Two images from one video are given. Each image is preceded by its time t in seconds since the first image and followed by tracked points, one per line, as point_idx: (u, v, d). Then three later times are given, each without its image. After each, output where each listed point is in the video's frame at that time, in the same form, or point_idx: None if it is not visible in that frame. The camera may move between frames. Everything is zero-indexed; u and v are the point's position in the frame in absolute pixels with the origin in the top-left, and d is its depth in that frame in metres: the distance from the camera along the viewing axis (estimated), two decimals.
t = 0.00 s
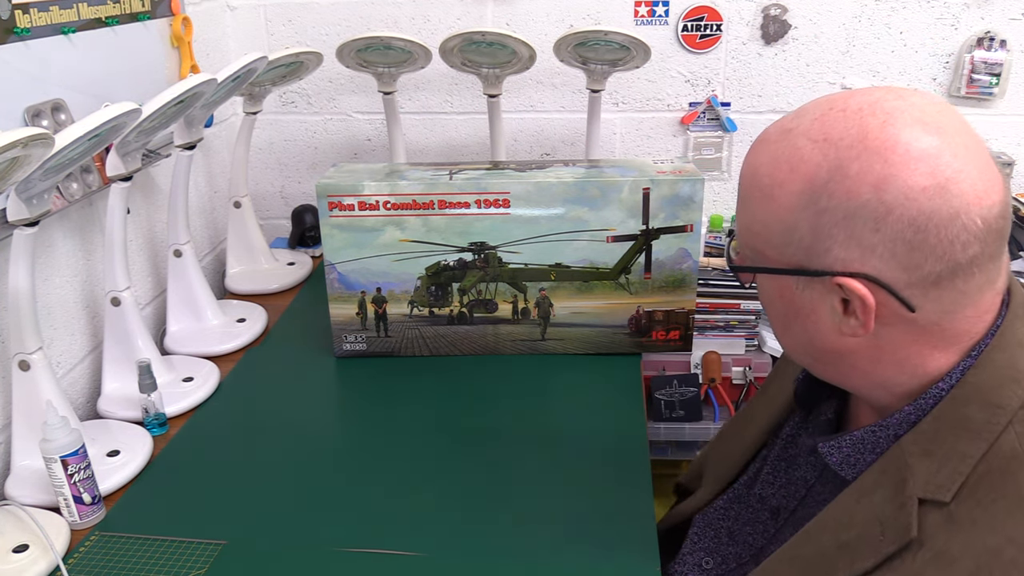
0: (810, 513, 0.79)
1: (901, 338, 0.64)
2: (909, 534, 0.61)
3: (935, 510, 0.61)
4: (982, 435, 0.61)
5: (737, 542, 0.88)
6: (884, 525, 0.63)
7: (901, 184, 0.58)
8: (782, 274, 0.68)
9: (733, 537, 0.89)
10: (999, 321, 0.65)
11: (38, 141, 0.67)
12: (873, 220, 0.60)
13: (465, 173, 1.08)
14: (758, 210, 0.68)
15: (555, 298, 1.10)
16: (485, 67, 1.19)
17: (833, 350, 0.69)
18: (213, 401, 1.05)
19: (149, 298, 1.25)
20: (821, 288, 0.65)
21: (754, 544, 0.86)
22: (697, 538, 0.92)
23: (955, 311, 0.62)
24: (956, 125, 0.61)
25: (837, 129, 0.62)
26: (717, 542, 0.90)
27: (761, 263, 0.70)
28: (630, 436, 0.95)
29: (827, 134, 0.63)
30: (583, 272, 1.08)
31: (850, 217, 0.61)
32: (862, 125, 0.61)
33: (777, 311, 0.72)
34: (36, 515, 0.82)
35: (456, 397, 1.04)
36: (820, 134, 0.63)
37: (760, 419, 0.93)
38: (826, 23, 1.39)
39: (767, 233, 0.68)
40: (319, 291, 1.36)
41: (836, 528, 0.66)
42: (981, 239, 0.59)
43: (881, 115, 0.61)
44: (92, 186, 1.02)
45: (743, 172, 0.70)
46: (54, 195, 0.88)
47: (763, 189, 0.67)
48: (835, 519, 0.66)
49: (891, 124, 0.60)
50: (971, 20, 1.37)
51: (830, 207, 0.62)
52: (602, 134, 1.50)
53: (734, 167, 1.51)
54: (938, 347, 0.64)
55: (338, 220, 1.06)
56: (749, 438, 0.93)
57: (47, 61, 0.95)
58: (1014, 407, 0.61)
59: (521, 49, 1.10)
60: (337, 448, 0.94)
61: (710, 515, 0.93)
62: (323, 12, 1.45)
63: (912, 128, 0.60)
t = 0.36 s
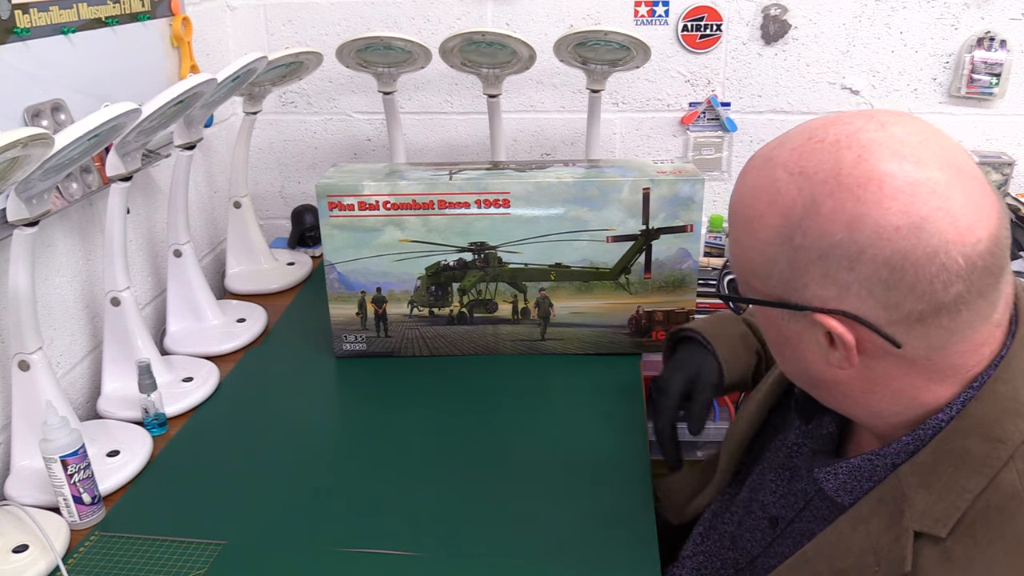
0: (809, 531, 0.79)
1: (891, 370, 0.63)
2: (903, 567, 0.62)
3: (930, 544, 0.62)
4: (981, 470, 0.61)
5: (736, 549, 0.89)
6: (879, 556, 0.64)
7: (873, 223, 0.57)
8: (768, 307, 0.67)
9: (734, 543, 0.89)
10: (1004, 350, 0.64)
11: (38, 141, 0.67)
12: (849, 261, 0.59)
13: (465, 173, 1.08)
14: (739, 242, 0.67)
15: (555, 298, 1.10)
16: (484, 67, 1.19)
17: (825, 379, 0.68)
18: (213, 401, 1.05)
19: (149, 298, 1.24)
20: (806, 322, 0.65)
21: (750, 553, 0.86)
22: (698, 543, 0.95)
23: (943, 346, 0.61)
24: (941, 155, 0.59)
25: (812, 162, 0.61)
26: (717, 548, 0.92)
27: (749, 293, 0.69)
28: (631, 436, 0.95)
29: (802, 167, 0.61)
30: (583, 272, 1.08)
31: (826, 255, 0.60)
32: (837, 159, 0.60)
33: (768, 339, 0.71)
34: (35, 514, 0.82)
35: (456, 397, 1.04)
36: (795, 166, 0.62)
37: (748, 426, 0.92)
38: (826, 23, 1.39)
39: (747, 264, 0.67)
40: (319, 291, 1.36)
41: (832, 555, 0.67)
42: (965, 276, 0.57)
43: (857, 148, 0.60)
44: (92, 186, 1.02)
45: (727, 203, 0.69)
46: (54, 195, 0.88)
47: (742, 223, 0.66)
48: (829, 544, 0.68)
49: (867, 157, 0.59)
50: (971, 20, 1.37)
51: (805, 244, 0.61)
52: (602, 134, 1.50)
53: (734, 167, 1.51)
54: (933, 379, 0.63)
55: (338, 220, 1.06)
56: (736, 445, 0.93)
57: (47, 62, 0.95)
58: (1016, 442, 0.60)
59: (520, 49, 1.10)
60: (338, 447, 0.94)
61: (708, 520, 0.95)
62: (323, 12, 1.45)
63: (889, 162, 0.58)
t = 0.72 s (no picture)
0: (819, 544, 0.79)
1: (911, 390, 0.63)
2: None
3: (948, 557, 0.62)
4: (1000, 482, 0.61)
5: (736, 565, 0.86)
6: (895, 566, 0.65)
7: (904, 242, 0.56)
8: (784, 328, 0.66)
9: (733, 559, 0.87)
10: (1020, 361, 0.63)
11: (38, 141, 0.67)
12: (879, 282, 0.58)
13: (465, 173, 1.08)
14: (755, 262, 0.66)
15: (555, 298, 1.10)
16: (484, 67, 1.19)
17: (841, 399, 0.68)
18: (213, 401, 1.05)
19: (149, 298, 1.25)
20: (825, 343, 0.64)
21: (755, 568, 0.85)
22: (691, 561, 0.89)
23: (968, 363, 0.61)
24: (966, 169, 0.58)
25: (834, 179, 0.60)
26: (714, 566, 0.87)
27: (763, 315, 0.68)
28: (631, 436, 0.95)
29: (825, 185, 0.60)
30: (583, 272, 1.08)
31: (852, 276, 0.59)
32: (862, 175, 0.59)
33: (780, 360, 0.70)
34: (36, 514, 0.82)
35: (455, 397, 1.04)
36: (816, 184, 0.61)
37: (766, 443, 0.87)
38: (826, 23, 1.39)
39: (763, 283, 0.66)
40: (320, 291, 1.36)
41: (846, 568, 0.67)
42: (995, 293, 0.57)
43: (883, 163, 0.58)
44: (92, 186, 1.02)
45: (739, 220, 0.68)
46: (54, 195, 0.88)
47: (761, 243, 0.65)
48: (843, 558, 0.67)
49: (893, 173, 0.58)
50: (971, 20, 1.36)
51: (829, 264, 0.60)
52: (602, 134, 1.50)
53: (734, 167, 1.51)
54: (953, 397, 0.63)
55: (338, 220, 1.06)
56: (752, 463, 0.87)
57: (47, 62, 0.95)
58: None
59: (521, 49, 1.10)
60: (339, 447, 0.94)
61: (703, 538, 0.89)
62: (323, 12, 1.45)
63: (917, 178, 0.57)
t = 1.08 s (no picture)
0: (819, 552, 0.79)
1: (925, 407, 0.63)
2: None
3: (951, 569, 0.62)
4: (1005, 495, 0.61)
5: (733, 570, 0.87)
6: None
7: (936, 265, 0.56)
8: (797, 346, 0.66)
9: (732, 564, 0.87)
10: None
11: (38, 141, 0.67)
12: (908, 304, 0.58)
13: (465, 173, 1.08)
14: (772, 277, 0.65)
15: (556, 298, 1.10)
16: (484, 67, 1.19)
17: (852, 415, 0.68)
18: (212, 401, 1.04)
19: (149, 298, 1.25)
20: (842, 362, 0.64)
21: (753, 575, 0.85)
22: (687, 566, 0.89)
23: (985, 382, 0.61)
24: (994, 187, 0.58)
25: (861, 196, 0.59)
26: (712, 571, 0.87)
27: (774, 331, 0.68)
28: (630, 435, 0.95)
29: (850, 201, 0.59)
30: (583, 272, 1.08)
31: (879, 297, 0.59)
32: (891, 193, 0.58)
33: (791, 376, 0.70)
34: (36, 514, 0.82)
35: (455, 397, 1.04)
36: (841, 200, 0.60)
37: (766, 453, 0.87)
38: (826, 23, 1.39)
39: (779, 299, 0.65)
40: (320, 290, 1.36)
41: None
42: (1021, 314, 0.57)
43: (912, 181, 0.58)
44: (92, 186, 1.02)
45: (751, 231, 0.67)
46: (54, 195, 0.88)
47: (779, 258, 0.64)
48: (844, 565, 0.67)
49: (924, 192, 0.57)
50: (971, 20, 1.37)
51: (855, 285, 0.59)
52: (602, 134, 1.50)
53: (734, 167, 1.51)
54: (964, 411, 0.63)
55: (338, 220, 1.06)
56: (752, 475, 0.87)
57: (47, 61, 0.95)
58: None
59: (521, 49, 1.10)
60: (339, 447, 0.94)
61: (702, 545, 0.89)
62: (323, 12, 1.45)
63: (947, 197, 0.56)
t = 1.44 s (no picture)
0: (815, 550, 0.79)
1: (914, 404, 0.63)
2: None
3: (945, 567, 0.62)
4: (997, 492, 0.61)
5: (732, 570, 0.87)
6: None
7: (919, 261, 0.56)
8: (786, 343, 0.66)
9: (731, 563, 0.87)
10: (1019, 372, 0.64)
11: (38, 141, 0.67)
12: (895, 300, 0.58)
13: (465, 173, 1.08)
14: (760, 276, 0.65)
15: (556, 298, 1.10)
16: (484, 67, 1.19)
17: (843, 413, 0.68)
18: (213, 401, 1.04)
19: (149, 298, 1.25)
20: (831, 358, 0.64)
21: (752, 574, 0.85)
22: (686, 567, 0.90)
23: (974, 377, 0.61)
24: (977, 183, 0.58)
25: (845, 194, 0.59)
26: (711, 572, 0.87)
27: (765, 329, 0.68)
28: (630, 436, 0.95)
29: (835, 200, 0.60)
30: (583, 272, 1.08)
31: (864, 293, 0.59)
32: (874, 191, 0.58)
33: (782, 374, 0.70)
34: (36, 515, 0.82)
35: (454, 397, 1.04)
36: (826, 199, 0.60)
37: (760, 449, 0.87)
38: (826, 23, 1.39)
39: (768, 298, 0.66)
40: (320, 290, 1.36)
41: None
42: (1007, 309, 0.57)
43: (895, 178, 0.58)
44: (92, 186, 1.02)
45: (740, 231, 0.67)
46: (55, 195, 0.88)
47: (768, 257, 0.64)
48: (840, 565, 0.67)
49: (907, 189, 0.57)
50: (971, 20, 1.37)
51: (840, 282, 0.60)
52: (602, 134, 1.50)
53: (735, 167, 1.51)
54: (954, 408, 0.63)
55: (338, 220, 1.06)
56: (750, 474, 0.87)
57: (47, 61, 0.95)
58: None
59: (521, 49, 1.10)
60: (339, 447, 0.94)
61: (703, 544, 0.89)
62: (323, 12, 1.45)
63: (930, 193, 0.57)
